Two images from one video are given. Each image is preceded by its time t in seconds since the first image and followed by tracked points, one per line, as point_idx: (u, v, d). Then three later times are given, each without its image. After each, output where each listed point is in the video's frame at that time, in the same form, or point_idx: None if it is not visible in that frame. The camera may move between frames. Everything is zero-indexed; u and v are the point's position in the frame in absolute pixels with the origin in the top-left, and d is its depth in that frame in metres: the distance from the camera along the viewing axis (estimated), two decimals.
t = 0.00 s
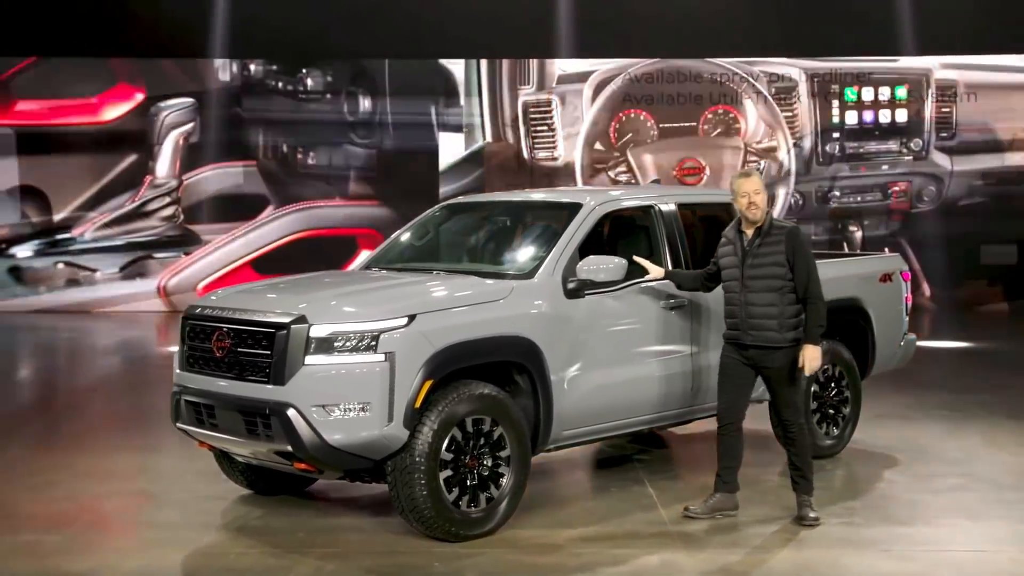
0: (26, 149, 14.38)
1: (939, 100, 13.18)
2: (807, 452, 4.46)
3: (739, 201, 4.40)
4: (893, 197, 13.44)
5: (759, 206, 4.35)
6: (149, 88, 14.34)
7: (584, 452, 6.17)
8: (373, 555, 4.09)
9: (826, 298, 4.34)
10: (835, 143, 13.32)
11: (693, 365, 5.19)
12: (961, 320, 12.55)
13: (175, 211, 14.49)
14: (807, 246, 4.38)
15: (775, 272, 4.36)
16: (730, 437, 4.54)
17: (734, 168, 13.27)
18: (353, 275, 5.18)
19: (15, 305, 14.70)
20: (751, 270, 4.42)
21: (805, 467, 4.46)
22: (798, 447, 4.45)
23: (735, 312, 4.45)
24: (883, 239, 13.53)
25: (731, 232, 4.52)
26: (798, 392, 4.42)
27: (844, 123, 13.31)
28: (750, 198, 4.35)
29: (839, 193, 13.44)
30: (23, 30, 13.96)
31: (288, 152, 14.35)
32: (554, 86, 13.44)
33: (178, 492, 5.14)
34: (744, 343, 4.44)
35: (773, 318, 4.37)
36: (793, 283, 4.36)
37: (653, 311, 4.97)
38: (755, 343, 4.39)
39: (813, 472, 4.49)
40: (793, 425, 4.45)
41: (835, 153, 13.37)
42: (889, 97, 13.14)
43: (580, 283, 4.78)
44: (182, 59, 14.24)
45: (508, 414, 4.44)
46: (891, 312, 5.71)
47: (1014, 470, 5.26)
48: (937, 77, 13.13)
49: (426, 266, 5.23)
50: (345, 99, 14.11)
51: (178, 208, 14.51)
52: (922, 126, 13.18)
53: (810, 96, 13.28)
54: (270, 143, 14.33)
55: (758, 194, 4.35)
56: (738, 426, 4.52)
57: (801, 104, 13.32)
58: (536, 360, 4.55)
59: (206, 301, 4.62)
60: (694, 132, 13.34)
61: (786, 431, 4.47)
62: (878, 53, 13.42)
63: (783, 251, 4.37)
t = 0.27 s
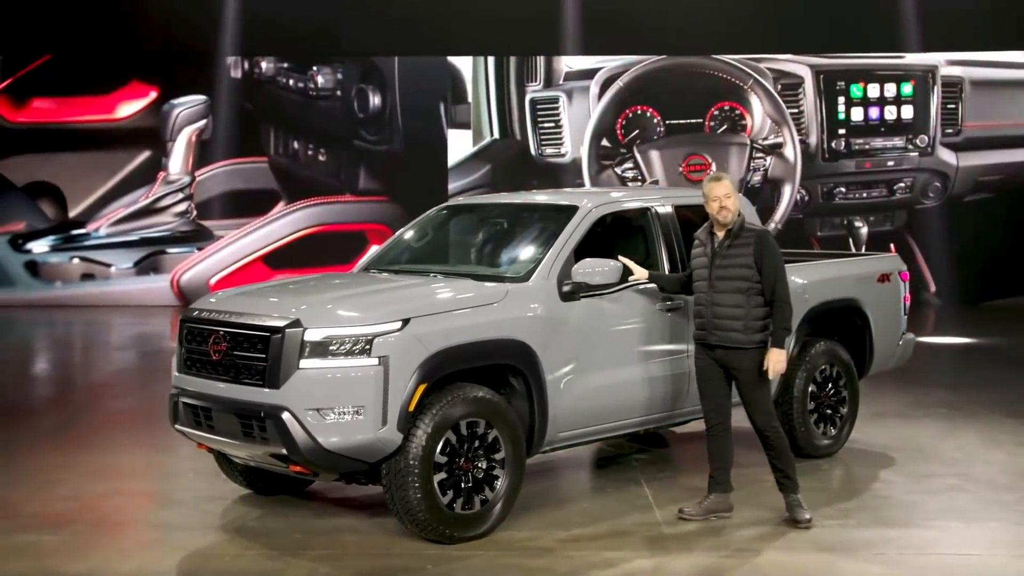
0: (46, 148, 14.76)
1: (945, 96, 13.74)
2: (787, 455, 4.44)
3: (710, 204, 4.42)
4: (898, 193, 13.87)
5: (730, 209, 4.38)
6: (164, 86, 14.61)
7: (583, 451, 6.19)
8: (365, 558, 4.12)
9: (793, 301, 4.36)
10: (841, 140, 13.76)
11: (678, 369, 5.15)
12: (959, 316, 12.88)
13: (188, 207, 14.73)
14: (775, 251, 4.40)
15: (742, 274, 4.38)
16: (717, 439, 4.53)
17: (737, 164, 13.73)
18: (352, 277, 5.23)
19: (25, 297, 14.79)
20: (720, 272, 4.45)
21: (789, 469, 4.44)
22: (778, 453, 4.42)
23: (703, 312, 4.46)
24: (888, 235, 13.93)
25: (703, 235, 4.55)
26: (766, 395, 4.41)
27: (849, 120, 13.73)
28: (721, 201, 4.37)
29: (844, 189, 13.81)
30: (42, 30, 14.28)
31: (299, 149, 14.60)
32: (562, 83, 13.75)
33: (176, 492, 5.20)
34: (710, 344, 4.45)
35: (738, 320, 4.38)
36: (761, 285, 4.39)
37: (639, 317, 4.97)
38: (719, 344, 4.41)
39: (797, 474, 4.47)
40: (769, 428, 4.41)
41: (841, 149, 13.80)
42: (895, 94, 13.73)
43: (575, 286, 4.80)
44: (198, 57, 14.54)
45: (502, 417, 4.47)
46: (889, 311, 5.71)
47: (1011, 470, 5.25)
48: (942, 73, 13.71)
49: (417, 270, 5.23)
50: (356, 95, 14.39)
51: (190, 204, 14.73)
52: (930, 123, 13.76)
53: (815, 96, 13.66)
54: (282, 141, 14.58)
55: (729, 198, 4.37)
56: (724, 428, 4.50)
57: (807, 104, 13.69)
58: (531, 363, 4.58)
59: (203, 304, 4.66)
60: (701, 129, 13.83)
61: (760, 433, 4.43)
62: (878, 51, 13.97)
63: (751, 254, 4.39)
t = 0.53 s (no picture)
0: (61, 143, 14.88)
1: (950, 92, 13.84)
2: (748, 457, 4.43)
3: (690, 205, 4.44)
4: (904, 187, 14.04)
5: (707, 210, 4.37)
6: (178, 82, 14.71)
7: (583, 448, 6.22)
8: (359, 559, 4.16)
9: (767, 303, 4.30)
10: (846, 135, 13.89)
11: (669, 370, 5.15)
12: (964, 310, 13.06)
13: (203, 202, 14.83)
14: (751, 252, 4.35)
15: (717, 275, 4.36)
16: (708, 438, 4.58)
17: (745, 159, 13.91)
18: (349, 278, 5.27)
19: (45, 292, 15.07)
20: (697, 272, 4.44)
21: (749, 473, 4.43)
22: (740, 456, 4.43)
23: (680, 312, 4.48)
24: (892, 229, 14.08)
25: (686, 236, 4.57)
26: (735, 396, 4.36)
27: (851, 116, 13.84)
28: (699, 202, 4.39)
29: (851, 184, 14.04)
30: (59, 28, 14.45)
31: (311, 144, 14.68)
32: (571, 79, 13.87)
33: (178, 490, 5.26)
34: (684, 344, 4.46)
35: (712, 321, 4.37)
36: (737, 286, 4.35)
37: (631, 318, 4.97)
38: (693, 345, 4.41)
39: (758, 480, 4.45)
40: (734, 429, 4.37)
41: (847, 145, 13.94)
42: (900, 90, 13.86)
43: (572, 288, 4.82)
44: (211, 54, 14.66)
45: (498, 418, 4.50)
46: (887, 310, 5.74)
47: (1009, 469, 5.24)
48: (948, 69, 13.81)
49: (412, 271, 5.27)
50: (367, 91, 14.49)
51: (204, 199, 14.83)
52: (935, 119, 13.88)
53: (820, 93, 13.82)
54: (295, 137, 14.66)
55: (705, 200, 4.37)
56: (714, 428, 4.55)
57: (812, 101, 13.85)
58: (526, 364, 4.61)
59: (202, 306, 4.71)
60: (707, 124, 13.96)
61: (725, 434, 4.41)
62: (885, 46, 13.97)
63: (725, 256, 4.37)
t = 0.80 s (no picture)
0: (80, 140, 15.36)
1: (957, 88, 14.39)
2: (713, 460, 4.41)
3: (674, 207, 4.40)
4: (910, 183, 14.53)
5: (689, 212, 4.33)
6: (192, 79, 15.19)
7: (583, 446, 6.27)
8: (352, 560, 4.20)
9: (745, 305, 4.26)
10: (853, 130, 14.40)
11: (662, 371, 5.17)
12: (965, 302, 13.38)
13: (216, 196, 15.24)
14: (732, 254, 4.31)
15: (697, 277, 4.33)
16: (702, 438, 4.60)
17: (752, 154, 14.37)
18: (348, 278, 5.32)
19: (62, 285, 15.61)
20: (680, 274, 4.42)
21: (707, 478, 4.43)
22: (704, 460, 4.41)
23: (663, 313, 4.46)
24: (899, 224, 14.56)
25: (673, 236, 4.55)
26: (711, 398, 4.32)
27: (855, 115, 14.36)
28: (681, 204, 4.35)
29: (856, 180, 14.51)
30: (81, 27, 14.98)
31: (323, 140, 15.08)
32: (578, 76, 14.34)
33: (179, 489, 5.34)
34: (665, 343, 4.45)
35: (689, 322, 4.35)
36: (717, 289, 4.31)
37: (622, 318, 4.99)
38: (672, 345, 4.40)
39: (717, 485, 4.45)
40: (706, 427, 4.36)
41: (853, 140, 14.43)
42: (908, 86, 14.37)
43: (567, 290, 4.85)
44: (227, 51, 15.07)
45: (493, 419, 4.54)
46: (885, 309, 5.76)
47: (1006, 468, 5.23)
48: (954, 65, 14.35)
49: (411, 271, 5.32)
50: (378, 87, 14.90)
51: (217, 193, 15.24)
52: (941, 115, 14.40)
53: (825, 89, 14.30)
54: (307, 132, 15.06)
55: (686, 201, 4.33)
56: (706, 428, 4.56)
57: (817, 98, 14.35)
58: (521, 366, 4.65)
59: (201, 307, 4.77)
60: (715, 120, 14.38)
61: (695, 433, 4.42)
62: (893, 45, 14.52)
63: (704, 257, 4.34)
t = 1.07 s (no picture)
0: (95, 137, 15.54)
1: (961, 85, 14.34)
2: (685, 462, 4.39)
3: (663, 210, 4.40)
4: (915, 179, 14.52)
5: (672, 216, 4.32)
6: (205, 77, 15.29)
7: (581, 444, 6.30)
8: (347, 560, 4.26)
9: (719, 311, 4.23)
10: (858, 127, 14.36)
11: (655, 372, 5.20)
12: (968, 298, 13.42)
13: (229, 193, 15.38)
14: (712, 260, 4.26)
15: (677, 281, 4.32)
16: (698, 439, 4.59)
17: (758, 150, 14.41)
18: (346, 280, 5.38)
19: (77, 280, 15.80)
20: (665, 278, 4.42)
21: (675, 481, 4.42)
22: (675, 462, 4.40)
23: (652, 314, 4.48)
24: (901, 220, 14.53)
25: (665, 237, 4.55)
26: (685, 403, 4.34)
27: (861, 109, 14.35)
28: (666, 208, 4.34)
29: (861, 176, 14.51)
30: (93, 26, 15.11)
31: (334, 137, 15.15)
32: (584, 73, 14.39)
33: (181, 487, 5.41)
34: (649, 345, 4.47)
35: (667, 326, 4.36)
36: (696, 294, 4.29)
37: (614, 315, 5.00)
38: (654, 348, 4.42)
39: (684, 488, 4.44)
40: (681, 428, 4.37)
41: (859, 137, 14.43)
42: (912, 83, 14.33)
43: (562, 292, 4.87)
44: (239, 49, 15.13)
45: (487, 421, 4.57)
46: (882, 309, 5.82)
47: (1002, 467, 5.23)
48: (960, 61, 14.29)
49: (411, 271, 5.39)
50: (387, 84, 14.95)
51: (229, 190, 15.38)
52: (946, 111, 14.37)
53: (832, 85, 14.33)
54: (318, 129, 15.12)
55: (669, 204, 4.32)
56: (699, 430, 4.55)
57: (823, 94, 14.38)
58: (515, 368, 4.68)
59: (198, 310, 4.82)
60: (721, 117, 14.45)
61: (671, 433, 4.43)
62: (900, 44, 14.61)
63: (683, 262, 4.31)
